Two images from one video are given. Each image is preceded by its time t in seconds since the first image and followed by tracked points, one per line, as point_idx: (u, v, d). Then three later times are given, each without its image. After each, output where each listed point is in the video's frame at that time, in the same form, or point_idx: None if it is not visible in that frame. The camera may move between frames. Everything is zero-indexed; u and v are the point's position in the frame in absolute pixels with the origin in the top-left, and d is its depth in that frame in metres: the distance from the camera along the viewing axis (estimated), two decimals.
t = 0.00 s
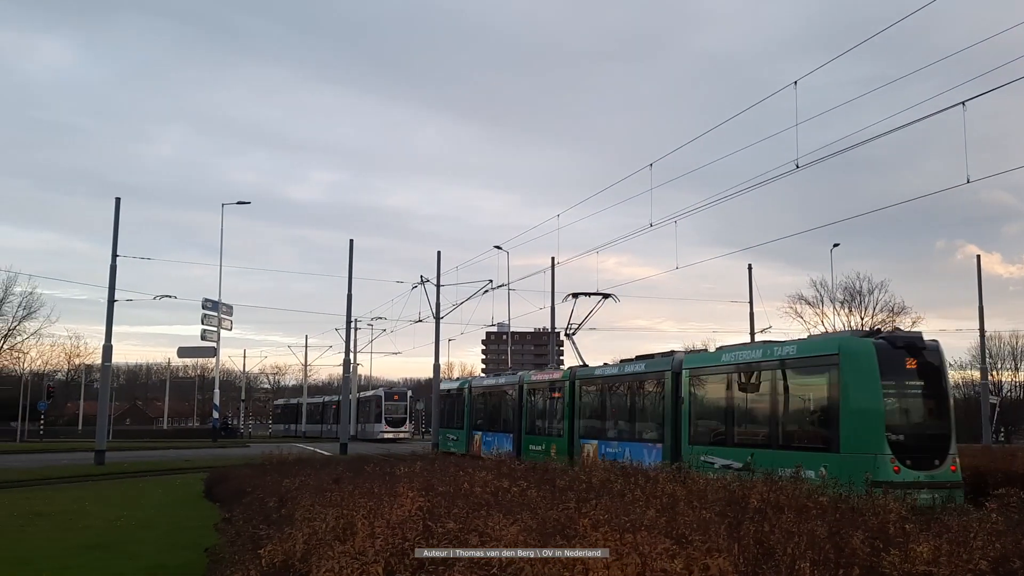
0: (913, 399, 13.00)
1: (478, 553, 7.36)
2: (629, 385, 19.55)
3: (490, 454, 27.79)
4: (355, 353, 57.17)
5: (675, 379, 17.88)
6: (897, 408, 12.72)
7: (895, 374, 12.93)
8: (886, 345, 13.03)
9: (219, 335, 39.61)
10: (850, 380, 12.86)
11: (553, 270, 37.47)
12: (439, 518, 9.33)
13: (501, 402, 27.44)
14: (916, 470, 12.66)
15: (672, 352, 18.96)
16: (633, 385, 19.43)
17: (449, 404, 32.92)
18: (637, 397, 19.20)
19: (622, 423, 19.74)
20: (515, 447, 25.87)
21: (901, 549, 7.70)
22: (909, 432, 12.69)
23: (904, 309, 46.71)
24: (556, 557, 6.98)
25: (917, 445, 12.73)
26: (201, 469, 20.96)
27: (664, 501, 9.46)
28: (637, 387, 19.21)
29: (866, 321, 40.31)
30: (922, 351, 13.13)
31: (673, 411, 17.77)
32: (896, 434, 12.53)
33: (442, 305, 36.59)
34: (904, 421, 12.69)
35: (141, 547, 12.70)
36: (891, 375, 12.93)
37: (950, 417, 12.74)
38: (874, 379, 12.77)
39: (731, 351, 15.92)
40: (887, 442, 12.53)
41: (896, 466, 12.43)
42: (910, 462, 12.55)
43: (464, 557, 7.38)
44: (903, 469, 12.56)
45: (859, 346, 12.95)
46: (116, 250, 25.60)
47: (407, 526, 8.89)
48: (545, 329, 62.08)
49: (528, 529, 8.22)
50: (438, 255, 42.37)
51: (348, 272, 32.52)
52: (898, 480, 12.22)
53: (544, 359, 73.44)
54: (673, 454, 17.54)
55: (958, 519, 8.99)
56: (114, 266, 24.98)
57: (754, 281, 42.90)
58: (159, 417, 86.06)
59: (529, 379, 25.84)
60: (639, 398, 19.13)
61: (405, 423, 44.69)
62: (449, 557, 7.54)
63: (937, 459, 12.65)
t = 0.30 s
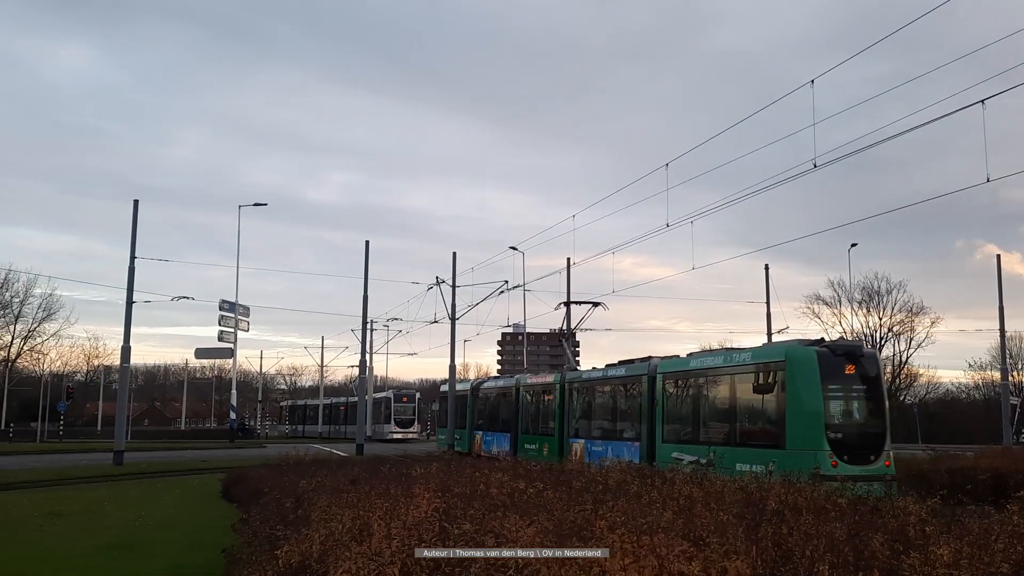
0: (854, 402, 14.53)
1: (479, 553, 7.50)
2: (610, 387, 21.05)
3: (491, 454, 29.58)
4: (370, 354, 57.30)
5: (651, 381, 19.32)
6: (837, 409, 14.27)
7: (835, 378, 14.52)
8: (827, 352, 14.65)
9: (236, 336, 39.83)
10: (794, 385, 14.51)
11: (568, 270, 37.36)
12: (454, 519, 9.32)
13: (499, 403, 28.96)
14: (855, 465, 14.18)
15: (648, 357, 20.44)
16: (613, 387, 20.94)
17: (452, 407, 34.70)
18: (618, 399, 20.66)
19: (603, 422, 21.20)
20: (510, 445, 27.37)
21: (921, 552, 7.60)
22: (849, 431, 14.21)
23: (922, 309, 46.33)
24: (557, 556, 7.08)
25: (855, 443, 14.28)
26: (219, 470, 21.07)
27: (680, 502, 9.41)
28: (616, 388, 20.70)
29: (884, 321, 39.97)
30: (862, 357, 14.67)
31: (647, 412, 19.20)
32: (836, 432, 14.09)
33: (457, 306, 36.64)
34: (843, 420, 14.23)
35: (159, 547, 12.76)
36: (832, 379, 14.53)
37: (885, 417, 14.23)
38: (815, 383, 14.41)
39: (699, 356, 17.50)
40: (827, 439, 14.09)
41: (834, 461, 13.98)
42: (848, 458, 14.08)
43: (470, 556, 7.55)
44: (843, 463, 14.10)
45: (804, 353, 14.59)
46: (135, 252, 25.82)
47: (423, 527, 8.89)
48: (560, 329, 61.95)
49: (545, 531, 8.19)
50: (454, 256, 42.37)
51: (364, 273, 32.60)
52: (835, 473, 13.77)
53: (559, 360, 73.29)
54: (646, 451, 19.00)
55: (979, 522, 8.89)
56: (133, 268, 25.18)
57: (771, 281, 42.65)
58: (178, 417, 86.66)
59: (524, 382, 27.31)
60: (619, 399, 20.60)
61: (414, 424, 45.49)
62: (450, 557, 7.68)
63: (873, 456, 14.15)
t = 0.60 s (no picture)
0: (805, 404, 16.46)
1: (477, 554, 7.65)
2: (593, 391, 22.59)
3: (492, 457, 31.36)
4: (385, 356, 57.33)
5: (630, 384, 20.79)
6: (790, 411, 16.12)
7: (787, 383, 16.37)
8: (780, 359, 16.47)
9: (251, 338, 40.04)
10: (750, 391, 16.28)
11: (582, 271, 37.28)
12: (469, 520, 9.33)
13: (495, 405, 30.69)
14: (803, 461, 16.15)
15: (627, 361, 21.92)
16: (596, 391, 22.43)
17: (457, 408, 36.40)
18: (600, 402, 22.15)
19: (587, 424, 22.77)
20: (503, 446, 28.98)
21: (939, 555, 7.53)
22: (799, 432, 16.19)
23: (939, 309, 45.99)
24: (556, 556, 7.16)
25: (802, 441, 16.21)
26: (235, 471, 21.20)
27: (695, 504, 9.40)
28: (599, 393, 22.21)
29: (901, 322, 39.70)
30: (811, 363, 16.58)
31: (626, 413, 20.68)
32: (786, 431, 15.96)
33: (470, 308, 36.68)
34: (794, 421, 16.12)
35: (175, 548, 12.84)
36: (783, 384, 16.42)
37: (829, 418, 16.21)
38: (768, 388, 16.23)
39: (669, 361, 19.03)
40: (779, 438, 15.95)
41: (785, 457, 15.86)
42: (798, 455, 15.98)
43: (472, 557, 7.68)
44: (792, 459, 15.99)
45: (759, 361, 16.35)
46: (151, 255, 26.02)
47: (438, 529, 8.89)
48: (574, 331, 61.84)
49: (559, 533, 8.17)
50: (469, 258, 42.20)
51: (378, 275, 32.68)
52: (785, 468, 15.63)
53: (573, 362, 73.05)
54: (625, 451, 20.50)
55: (998, 525, 8.80)
56: (149, 271, 25.36)
57: (786, 282, 42.36)
58: (194, 419, 87.10)
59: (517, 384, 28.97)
60: (601, 402, 22.10)
61: (421, 425, 46.45)
62: (450, 558, 7.73)
63: (818, 452, 16.13)
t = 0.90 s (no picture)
0: (767, 406, 17.73)
1: (479, 553, 7.72)
2: (583, 395, 24.36)
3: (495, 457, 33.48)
4: (398, 358, 57.45)
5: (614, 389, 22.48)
6: (754, 414, 17.48)
7: (750, 388, 17.74)
8: (743, 365, 17.82)
9: (266, 340, 40.26)
10: (716, 394, 17.71)
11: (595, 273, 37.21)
12: (483, 522, 9.34)
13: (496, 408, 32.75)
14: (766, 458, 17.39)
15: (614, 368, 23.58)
16: (586, 396, 24.19)
17: (463, 411, 38.27)
18: (589, 405, 23.91)
19: (578, 425, 24.53)
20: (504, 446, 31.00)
21: (958, 557, 7.47)
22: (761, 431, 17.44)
23: (955, 311, 45.61)
24: (555, 556, 7.23)
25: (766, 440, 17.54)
26: (250, 472, 21.30)
27: (711, 506, 9.39)
28: (588, 397, 23.95)
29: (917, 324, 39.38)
30: (772, 368, 17.96)
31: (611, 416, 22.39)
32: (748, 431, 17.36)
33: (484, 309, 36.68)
34: (756, 422, 17.48)
35: (190, 548, 12.96)
36: (746, 389, 17.80)
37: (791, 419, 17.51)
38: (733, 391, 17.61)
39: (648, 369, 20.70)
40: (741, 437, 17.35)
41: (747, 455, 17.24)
42: (759, 453, 17.37)
43: (474, 557, 7.76)
44: (754, 456, 17.41)
45: (724, 367, 17.72)
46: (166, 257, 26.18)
47: (452, 530, 8.91)
48: (587, 333, 61.76)
49: (574, 534, 8.16)
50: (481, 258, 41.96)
51: (391, 277, 32.76)
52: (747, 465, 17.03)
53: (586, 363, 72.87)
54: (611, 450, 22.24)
55: (1018, 527, 8.72)
56: (165, 273, 25.53)
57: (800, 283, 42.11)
58: (208, 421, 87.52)
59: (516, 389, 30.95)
60: (589, 405, 23.89)
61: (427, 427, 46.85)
62: (450, 558, 7.79)
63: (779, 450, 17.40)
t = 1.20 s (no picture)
0: (733, 407, 18.66)
1: (480, 553, 7.74)
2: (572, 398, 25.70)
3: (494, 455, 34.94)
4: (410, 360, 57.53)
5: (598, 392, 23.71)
6: (721, 415, 18.48)
7: (717, 391, 18.74)
8: (711, 370, 18.78)
9: (278, 342, 40.40)
10: (685, 398, 18.75)
11: (607, 273, 37.12)
12: (496, 521, 9.34)
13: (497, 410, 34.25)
14: (732, 456, 18.35)
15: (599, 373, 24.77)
16: (575, 398, 25.50)
17: (464, 411, 39.56)
18: (577, 407, 25.26)
19: (568, 427, 25.91)
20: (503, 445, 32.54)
21: (974, 557, 7.42)
22: (728, 431, 18.42)
23: (969, 310, 45.28)
24: (558, 556, 7.25)
25: (732, 439, 18.59)
26: (262, 473, 21.37)
27: (722, 505, 9.36)
28: (576, 399, 25.26)
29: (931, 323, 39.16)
30: (738, 372, 18.84)
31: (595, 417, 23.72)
32: (716, 432, 18.40)
33: (495, 310, 36.68)
34: (724, 423, 18.45)
35: (205, 548, 13.03)
36: (714, 392, 18.79)
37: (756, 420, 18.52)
38: (701, 394, 18.61)
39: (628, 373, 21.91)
40: (709, 437, 18.37)
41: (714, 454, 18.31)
42: (726, 450, 18.36)
43: (476, 557, 7.77)
44: (722, 454, 18.41)
45: (694, 371, 18.71)
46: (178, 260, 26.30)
47: (464, 530, 8.91)
48: (599, 334, 61.62)
49: (586, 534, 8.15)
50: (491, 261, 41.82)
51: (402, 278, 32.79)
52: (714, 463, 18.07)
53: (597, 364, 72.70)
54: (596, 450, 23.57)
55: None
56: (178, 276, 25.69)
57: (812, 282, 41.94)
58: (221, 422, 87.95)
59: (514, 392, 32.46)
60: (577, 408, 25.23)
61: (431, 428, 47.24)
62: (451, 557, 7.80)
63: (744, 448, 18.44)
